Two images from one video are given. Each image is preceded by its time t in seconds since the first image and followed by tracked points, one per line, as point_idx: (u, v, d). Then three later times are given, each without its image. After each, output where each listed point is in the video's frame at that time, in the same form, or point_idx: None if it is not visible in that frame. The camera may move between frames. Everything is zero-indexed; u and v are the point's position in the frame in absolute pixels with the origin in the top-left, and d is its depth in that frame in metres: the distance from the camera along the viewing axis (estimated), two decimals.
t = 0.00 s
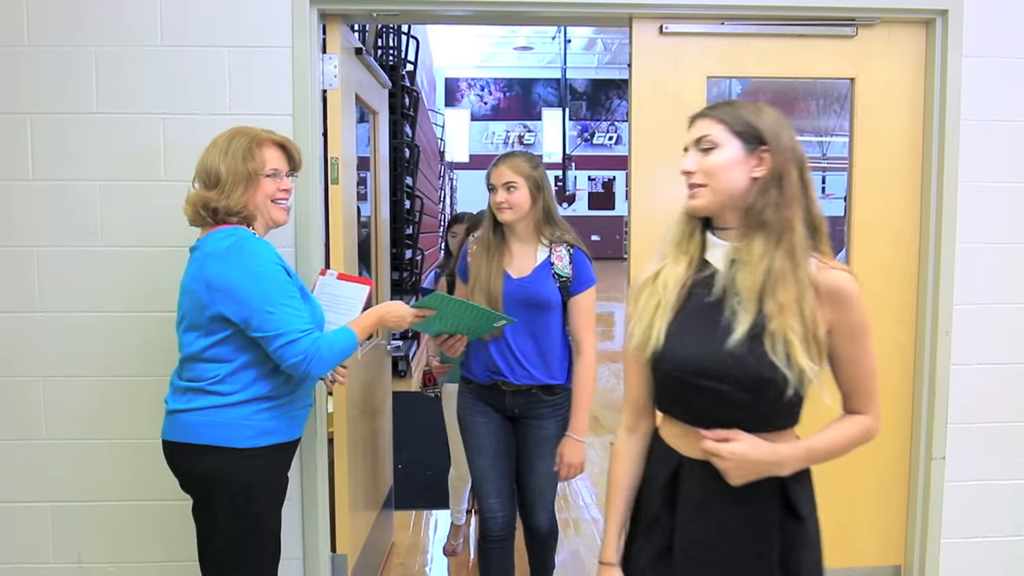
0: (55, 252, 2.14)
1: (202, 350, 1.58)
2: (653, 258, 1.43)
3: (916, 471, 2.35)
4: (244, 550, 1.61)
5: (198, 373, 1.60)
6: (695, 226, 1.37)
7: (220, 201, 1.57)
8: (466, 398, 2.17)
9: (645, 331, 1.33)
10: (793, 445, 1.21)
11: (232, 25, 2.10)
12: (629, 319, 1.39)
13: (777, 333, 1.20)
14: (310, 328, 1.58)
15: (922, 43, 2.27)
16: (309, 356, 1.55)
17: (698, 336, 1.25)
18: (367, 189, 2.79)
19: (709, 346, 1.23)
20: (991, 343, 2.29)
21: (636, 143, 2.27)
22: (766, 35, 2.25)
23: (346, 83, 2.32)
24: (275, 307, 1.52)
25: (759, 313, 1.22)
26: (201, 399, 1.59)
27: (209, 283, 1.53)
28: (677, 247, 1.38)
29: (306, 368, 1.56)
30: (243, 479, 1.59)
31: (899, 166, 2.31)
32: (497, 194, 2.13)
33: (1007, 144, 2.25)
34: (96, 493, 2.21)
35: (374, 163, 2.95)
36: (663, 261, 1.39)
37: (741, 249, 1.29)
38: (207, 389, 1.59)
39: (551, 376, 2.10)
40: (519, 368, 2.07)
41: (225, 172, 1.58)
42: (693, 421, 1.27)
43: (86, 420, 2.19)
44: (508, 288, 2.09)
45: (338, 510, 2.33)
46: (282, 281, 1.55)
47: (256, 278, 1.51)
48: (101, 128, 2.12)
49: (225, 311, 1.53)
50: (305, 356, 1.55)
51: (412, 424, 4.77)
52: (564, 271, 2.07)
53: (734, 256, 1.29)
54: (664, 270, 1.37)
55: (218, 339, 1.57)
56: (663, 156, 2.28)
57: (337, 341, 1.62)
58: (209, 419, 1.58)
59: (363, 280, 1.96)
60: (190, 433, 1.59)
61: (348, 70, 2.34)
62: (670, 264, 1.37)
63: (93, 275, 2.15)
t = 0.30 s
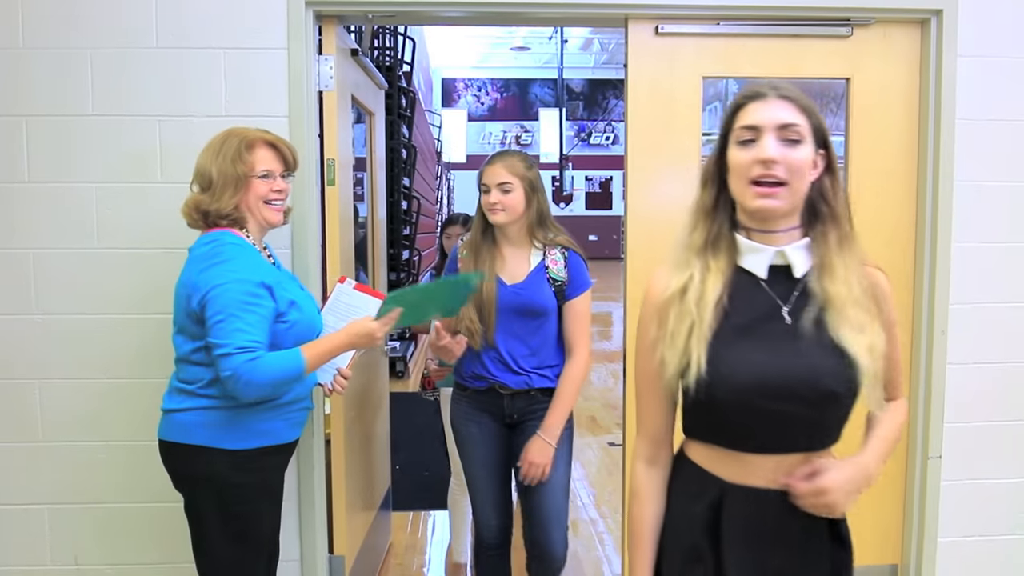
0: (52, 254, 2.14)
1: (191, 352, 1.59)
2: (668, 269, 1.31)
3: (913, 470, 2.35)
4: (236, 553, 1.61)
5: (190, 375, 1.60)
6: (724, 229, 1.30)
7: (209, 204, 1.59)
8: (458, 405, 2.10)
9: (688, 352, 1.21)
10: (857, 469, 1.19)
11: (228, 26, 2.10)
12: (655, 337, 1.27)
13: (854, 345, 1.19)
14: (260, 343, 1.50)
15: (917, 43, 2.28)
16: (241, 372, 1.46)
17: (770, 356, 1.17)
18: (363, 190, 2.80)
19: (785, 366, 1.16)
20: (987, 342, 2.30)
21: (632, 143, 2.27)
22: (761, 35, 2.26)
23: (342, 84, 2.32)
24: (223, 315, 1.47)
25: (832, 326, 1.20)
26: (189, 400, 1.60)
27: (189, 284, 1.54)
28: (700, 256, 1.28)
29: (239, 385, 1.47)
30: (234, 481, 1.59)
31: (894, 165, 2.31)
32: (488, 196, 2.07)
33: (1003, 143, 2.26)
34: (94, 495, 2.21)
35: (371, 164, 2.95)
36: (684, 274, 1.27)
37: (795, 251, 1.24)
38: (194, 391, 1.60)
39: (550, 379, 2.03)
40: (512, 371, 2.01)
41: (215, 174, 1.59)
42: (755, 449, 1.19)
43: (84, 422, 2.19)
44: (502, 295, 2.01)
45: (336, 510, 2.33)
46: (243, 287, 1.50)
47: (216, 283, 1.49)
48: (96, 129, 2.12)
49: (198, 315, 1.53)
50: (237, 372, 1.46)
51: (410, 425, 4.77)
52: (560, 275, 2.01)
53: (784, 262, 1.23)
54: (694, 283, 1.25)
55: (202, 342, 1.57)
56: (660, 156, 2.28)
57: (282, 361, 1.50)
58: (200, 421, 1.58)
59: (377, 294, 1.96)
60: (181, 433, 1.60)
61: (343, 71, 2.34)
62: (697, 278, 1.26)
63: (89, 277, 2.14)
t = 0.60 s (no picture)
0: (48, 253, 2.13)
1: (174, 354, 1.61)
2: (709, 297, 1.20)
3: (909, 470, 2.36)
4: (231, 553, 1.61)
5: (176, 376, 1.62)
6: (779, 246, 1.19)
7: (194, 203, 1.60)
8: (471, 421, 2.00)
9: (744, 395, 1.11)
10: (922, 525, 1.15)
11: (225, 25, 2.10)
12: (698, 375, 1.17)
13: (930, 368, 1.14)
14: (215, 346, 1.48)
15: (914, 44, 2.28)
16: (191, 375, 1.46)
17: (848, 394, 1.08)
18: (360, 189, 2.79)
19: (865, 403, 1.08)
20: (983, 344, 2.30)
21: (630, 144, 2.27)
22: (759, 36, 2.26)
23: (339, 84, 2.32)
24: (182, 318, 1.48)
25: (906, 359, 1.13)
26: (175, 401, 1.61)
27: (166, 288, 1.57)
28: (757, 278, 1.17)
29: (192, 388, 1.47)
30: (230, 481, 1.59)
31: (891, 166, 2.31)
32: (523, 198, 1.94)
33: (1000, 145, 2.26)
34: (90, 495, 2.20)
35: (368, 164, 2.95)
36: (735, 302, 1.16)
37: (857, 270, 1.16)
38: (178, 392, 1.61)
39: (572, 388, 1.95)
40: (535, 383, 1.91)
41: (200, 172, 1.60)
42: (829, 499, 1.12)
43: (80, 421, 2.18)
44: (525, 302, 1.90)
45: (332, 511, 2.33)
46: (202, 289, 1.49)
47: (180, 286, 1.50)
48: (92, 128, 2.11)
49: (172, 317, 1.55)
50: (189, 375, 1.46)
51: (407, 425, 4.76)
52: (585, 279, 1.93)
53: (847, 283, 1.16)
54: (750, 310, 1.15)
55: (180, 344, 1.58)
56: (657, 156, 2.29)
57: (232, 364, 1.47)
58: (190, 421, 1.59)
59: (392, 303, 1.93)
60: (172, 433, 1.62)
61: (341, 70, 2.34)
62: (753, 306, 1.15)
63: (86, 277, 2.14)
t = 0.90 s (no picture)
0: (43, 254, 2.13)
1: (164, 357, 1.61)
2: (796, 310, 0.85)
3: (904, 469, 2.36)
4: (224, 553, 1.60)
5: (166, 379, 1.62)
6: (880, 247, 0.85)
7: (178, 204, 1.60)
8: (531, 443, 1.74)
9: (847, 440, 0.78)
10: None
11: (221, 25, 2.10)
12: (773, 413, 0.84)
13: None
14: (210, 335, 1.48)
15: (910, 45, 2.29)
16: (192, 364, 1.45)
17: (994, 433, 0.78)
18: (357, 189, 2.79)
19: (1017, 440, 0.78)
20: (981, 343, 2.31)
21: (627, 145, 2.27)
22: (756, 37, 2.26)
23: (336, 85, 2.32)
24: (172, 314, 1.48)
25: None
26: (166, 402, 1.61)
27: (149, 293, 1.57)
28: (858, 290, 0.83)
29: (194, 378, 1.46)
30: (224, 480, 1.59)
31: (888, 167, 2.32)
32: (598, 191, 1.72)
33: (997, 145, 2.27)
34: (86, 495, 2.20)
35: (365, 165, 2.95)
36: (823, 319, 0.82)
37: (982, 276, 0.84)
38: (169, 394, 1.61)
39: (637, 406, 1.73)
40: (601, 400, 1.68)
41: (183, 173, 1.59)
42: None
43: (76, 421, 2.18)
44: (596, 308, 1.67)
45: (328, 511, 2.33)
46: (186, 284, 1.50)
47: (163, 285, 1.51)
48: (88, 128, 2.11)
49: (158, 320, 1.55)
50: (190, 365, 1.45)
51: (405, 425, 4.76)
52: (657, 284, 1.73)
53: (973, 291, 0.83)
54: (850, 329, 0.81)
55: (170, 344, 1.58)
56: (654, 157, 2.29)
57: (230, 348, 1.47)
58: (179, 424, 1.59)
59: (397, 310, 1.91)
60: (163, 436, 1.62)
61: (338, 70, 2.34)
62: (849, 323, 0.81)
63: (81, 277, 2.14)
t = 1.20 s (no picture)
0: (39, 254, 2.12)
1: (154, 356, 1.60)
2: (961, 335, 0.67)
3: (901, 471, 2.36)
4: (215, 552, 1.60)
5: (157, 379, 1.62)
6: None
7: (164, 203, 1.59)
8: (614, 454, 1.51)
9: None
10: None
11: (218, 25, 2.10)
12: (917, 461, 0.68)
13: None
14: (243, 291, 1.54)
15: (907, 46, 2.29)
16: (244, 314, 1.50)
17: None
18: (354, 190, 2.79)
19: None
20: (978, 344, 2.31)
21: (623, 146, 2.27)
22: (752, 37, 2.26)
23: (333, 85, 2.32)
24: (194, 287, 1.50)
25: None
26: (156, 403, 1.60)
27: (142, 290, 1.56)
28: None
29: (246, 327, 1.51)
30: (217, 479, 1.58)
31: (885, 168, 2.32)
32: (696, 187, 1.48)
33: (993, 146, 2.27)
34: (81, 496, 2.19)
35: (363, 166, 2.95)
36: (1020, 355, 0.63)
37: None
38: (159, 394, 1.60)
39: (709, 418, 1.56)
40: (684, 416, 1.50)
41: (170, 173, 1.58)
42: None
43: (71, 422, 2.17)
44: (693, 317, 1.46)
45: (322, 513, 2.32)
46: (198, 263, 1.52)
47: (170, 270, 1.51)
48: (84, 129, 2.11)
49: (159, 311, 1.54)
50: (239, 316, 1.50)
51: (403, 426, 4.76)
52: (738, 289, 1.56)
53: None
54: None
55: (164, 342, 1.58)
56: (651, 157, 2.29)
57: (278, 291, 1.57)
58: (165, 426, 1.58)
59: (392, 311, 1.89)
60: (151, 438, 1.60)
61: (335, 70, 2.34)
62: None
63: (77, 278, 2.13)
